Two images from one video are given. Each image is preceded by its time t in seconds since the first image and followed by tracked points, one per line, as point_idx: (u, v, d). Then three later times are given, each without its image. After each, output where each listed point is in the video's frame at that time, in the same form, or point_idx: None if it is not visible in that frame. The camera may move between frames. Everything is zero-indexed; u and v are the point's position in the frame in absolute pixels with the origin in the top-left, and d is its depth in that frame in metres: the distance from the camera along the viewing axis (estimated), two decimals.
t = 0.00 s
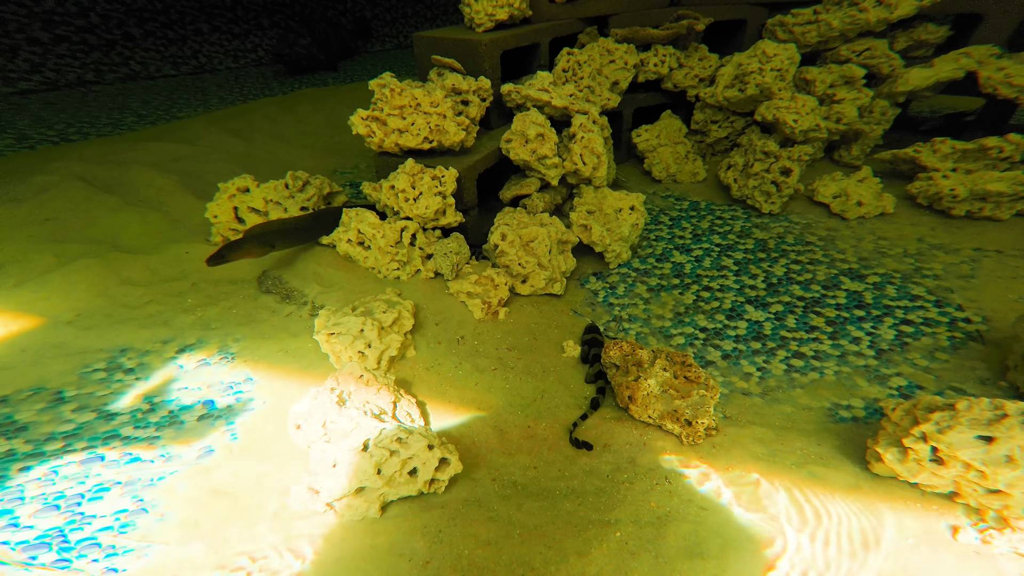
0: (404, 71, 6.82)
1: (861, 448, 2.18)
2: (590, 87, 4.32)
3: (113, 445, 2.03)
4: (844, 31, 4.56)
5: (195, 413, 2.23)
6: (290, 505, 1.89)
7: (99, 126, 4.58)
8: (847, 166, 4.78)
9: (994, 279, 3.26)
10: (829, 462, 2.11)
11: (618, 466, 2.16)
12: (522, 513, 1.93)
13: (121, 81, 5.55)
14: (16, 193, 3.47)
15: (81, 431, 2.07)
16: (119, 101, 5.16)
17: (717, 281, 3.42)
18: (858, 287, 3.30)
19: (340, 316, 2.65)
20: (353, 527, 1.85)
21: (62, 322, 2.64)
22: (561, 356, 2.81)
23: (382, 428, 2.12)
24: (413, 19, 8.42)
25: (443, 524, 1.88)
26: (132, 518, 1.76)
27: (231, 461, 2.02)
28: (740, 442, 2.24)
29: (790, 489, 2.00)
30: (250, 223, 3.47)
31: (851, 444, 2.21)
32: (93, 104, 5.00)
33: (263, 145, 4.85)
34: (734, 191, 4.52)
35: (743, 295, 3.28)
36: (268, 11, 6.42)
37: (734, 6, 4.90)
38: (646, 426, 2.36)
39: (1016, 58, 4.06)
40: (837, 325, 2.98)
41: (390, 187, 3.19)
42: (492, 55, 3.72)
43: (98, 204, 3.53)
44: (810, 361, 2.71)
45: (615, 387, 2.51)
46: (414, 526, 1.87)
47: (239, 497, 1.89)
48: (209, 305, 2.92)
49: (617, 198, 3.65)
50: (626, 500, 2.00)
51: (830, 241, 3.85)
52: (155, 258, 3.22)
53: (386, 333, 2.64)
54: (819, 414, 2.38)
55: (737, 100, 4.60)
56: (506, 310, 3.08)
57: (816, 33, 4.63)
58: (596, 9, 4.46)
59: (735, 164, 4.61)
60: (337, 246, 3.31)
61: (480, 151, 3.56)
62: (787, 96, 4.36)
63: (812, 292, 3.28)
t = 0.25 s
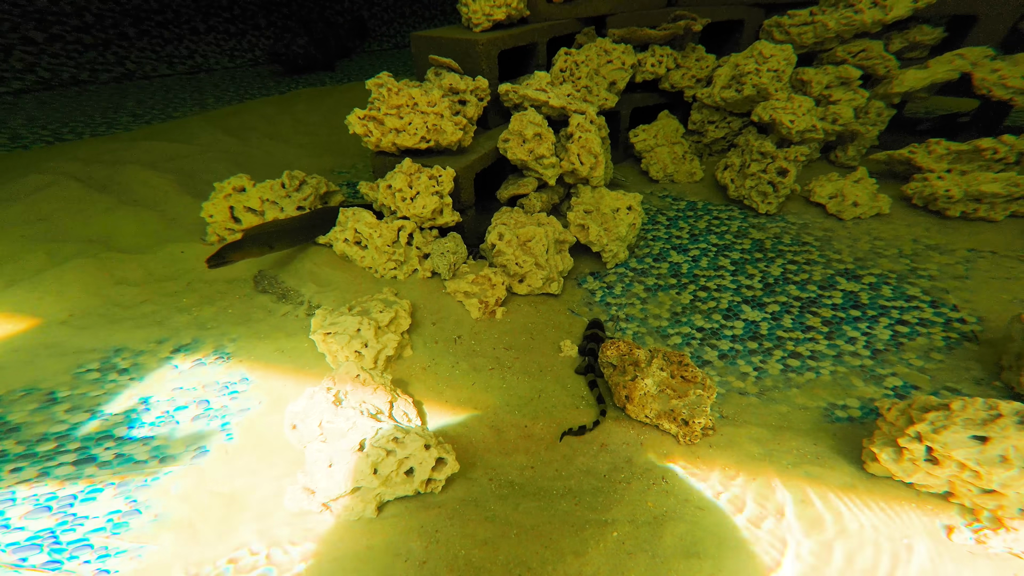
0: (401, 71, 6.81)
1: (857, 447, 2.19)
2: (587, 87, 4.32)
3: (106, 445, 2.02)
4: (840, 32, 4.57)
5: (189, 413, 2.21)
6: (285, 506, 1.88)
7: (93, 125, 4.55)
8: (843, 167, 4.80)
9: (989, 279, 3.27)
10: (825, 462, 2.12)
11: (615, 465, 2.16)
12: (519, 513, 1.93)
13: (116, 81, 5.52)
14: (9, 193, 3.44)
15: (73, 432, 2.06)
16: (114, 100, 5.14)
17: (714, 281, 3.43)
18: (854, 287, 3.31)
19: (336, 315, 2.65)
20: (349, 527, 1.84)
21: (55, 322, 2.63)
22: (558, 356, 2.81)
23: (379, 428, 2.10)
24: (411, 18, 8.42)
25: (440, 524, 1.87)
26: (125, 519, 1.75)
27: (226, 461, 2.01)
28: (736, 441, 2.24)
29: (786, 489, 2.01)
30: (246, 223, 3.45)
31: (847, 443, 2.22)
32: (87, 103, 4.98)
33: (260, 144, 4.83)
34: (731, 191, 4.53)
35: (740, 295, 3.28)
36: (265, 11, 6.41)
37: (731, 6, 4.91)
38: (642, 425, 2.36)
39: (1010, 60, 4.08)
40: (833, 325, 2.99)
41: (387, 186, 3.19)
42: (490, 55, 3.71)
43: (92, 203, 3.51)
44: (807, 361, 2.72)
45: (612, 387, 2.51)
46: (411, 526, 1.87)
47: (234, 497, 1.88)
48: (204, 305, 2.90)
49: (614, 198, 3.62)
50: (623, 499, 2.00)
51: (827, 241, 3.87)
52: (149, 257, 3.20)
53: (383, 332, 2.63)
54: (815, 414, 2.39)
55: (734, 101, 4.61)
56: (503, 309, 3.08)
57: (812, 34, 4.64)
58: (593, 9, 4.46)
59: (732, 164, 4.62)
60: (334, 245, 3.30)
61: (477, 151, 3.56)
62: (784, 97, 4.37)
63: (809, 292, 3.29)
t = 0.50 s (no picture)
0: (398, 71, 6.82)
1: (852, 446, 2.21)
2: (585, 88, 4.33)
3: (99, 447, 2.00)
4: (833, 37, 4.58)
5: (184, 413, 2.20)
6: (282, 505, 1.87)
7: (88, 127, 4.53)
8: (837, 169, 4.84)
9: (980, 281, 3.31)
10: (820, 461, 2.14)
11: (612, 464, 2.17)
12: (517, 512, 1.94)
13: (110, 83, 5.48)
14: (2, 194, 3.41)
15: (65, 433, 2.05)
16: (108, 102, 5.11)
17: (710, 281, 3.45)
18: (849, 288, 3.34)
19: (334, 315, 2.65)
20: (347, 527, 1.84)
21: (49, 323, 2.61)
22: (556, 355, 2.82)
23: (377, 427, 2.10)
24: (407, 20, 8.43)
25: (438, 523, 1.87)
26: (118, 520, 1.74)
27: (222, 461, 2.00)
28: (733, 440, 2.26)
29: (781, 488, 2.02)
30: (242, 224, 3.44)
31: (842, 442, 2.24)
32: (81, 105, 4.95)
33: (256, 145, 4.82)
34: (727, 193, 4.57)
35: (736, 295, 3.31)
36: (261, 13, 6.42)
37: (726, 9, 4.94)
38: (639, 425, 2.37)
39: (999, 64, 4.14)
40: (828, 325, 3.02)
41: (384, 186, 3.19)
42: (487, 57, 3.72)
43: (86, 204, 3.49)
44: (802, 361, 2.74)
45: (610, 386, 2.52)
46: (408, 525, 1.86)
47: (230, 497, 1.88)
48: (200, 305, 2.89)
49: (612, 198, 3.66)
50: (621, 498, 2.01)
51: (821, 243, 3.90)
52: (144, 258, 3.19)
53: (380, 331, 2.63)
54: (811, 413, 2.40)
55: (729, 103, 4.65)
56: (501, 309, 3.08)
57: (806, 38, 4.67)
58: (589, 11, 4.48)
59: (728, 166, 4.65)
60: (331, 245, 3.29)
61: (475, 151, 3.56)
62: (778, 99, 4.41)
63: (804, 293, 3.31)
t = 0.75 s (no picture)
0: (397, 69, 6.80)
1: (850, 444, 2.22)
2: (584, 85, 4.32)
3: (100, 443, 2.01)
4: (833, 33, 4.60)
5: (185, 410, 2.20)
6: (282, 502, 1.88)
7: (85, 123, 4.50)
8: (836, 166, 4.84)
9: (979, 278, 3.31)
10: (819, 458, 2.14)
11: (612, 462, 2.17)
12: (517, 510, 1.94)
13: (108, 79, 5.45)
14: None
15: (67, 430, 2.05)
16: (106, 98, 5.09)
17: (710, 279, 3.45)
18: (848, 285, 3.34)
19: (333, 313, 2.65)
20: (348, 524, 1.84)
21: (48, 320, 2.60)
22: (555, 353, 2.82)
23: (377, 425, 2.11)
24: (407, 17, 8.41)
25: (438, 521, 1.88)
26: (120, 517, 1.75)
27: (222, 458, 2.01)
28: (732, 438, 2.26)
29: (780, 485, 2.03)
30: (241, 221, 3.43)
31: (840, 440, 2.24)
32: (79, 101, 4.92)
33: (254, 142, 4.80)
34: (726, 190, 4.56)
35: (735, 293, 3.31)
36: (260, 9, 6.39)
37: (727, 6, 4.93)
38: (639, 423, 2.38)
39: (1000, 60, 4.12)
40: (827, 323, 3.02)
41: (384, 184, 3.18)
42: (486, 53, 3.70)
43: (84, 201, 3.48)
44: (801, 358, 2.75)
45: (609, 384, 2.53)
46: (408, 523, 1.87)
47: (230, 494, 1.88)
48: (199, 303, 2.89)
49: (611, 196, 3.66)
50: (621, 495, 2.01)
51: (821, 240, 3.90)
52: (143, 255, 3.18)
53: (380, 329, 2.63)
54: (810, 411, 2.41)
55: (729, 100, 4.64)
56: (501, 307, 3.08)
57: (806, 35, 4.67)
58: (589, 8, 4.47)
59: (728, 163, 4.64)
60: (330, 243, 3.29)
61: (474, 149, 3.56)
62: (778, 96, 4.40)
63: (803, 290, 3.31)
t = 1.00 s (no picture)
0: (397, 69, 6.80)
1: (847, 444, 2.23)
2: (582, 86, 4.32)
3: (98, 445, 2.00)
4: (832, 33, 4.61)
5: (183, 412, 2.20)
6: (281, 503, 1.88)
7: (85, 123, 4.50)
8: (835, 166, 4.85)
9: (977, 278, 3.32)
10: (816, 459, 2.15)
11: (609, 463, 2.18)
12: (515, 511, 1.94)
13: (107, 79, 5.45)
14: None
15: (65, 431, 2.05)
16: (105, 98, 5.09)
17: (708, 280, 3.46)
18: (846, 286, 3.34)
19: (331, 314, 2.65)
20: (346, 526, 1.84)
21: (47, 321, 2.60)
22: (553, 354, 2.82)
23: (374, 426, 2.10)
24: (406, 16, 8.42)
25: (436, 522, 1.88)
26: (119, 518, 1.75)
27: (220, 459, 2.01)
28: (730, 439, 2.27)
29: (778, 486, 2.04)
30: (240, 221, 3.43)
31: (837, 441, 2.25)
32: (78, 101, 4.92)
33: (253, 142, 4.80)
34: (725, 190, 4.57)
35: (733, 294, 3.31)
36: (259, 9, 6.39)
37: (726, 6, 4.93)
38: (636, 423, 2.38)
39: (999, 61, 4.12)
40: (825, 323, 3.02)
41: (382, 184, 3.19)
42: (485, 54, 3.70)
43: (83, 201, 3.47)
44: (799, 359, 2.75)
45: (607, 385, 2.53)
46: (406, 524, 1.87)
47: (228, 495, 1.88)
48: (198, 304, 2.89)
49: (609, 197, 3.66)
50: (618, 496, 2.02)
51: (819, 240, 3.91)
52: (142, 255, 3.17)
53: (378, 330, 2.63)
54: (807, 412, 2.42)
55: (727, 101, 4.64)
56: (499, 307, 3.09)
57: (805, 35, 4.69)
58: (588, 8, 4.47)
59: (726, 164, 4.64)
60: (328, 244, 3.29)
61: (472, 149, 3.56)
62: (777, 97, 4.41)
63: (801, 291, 3.32)
